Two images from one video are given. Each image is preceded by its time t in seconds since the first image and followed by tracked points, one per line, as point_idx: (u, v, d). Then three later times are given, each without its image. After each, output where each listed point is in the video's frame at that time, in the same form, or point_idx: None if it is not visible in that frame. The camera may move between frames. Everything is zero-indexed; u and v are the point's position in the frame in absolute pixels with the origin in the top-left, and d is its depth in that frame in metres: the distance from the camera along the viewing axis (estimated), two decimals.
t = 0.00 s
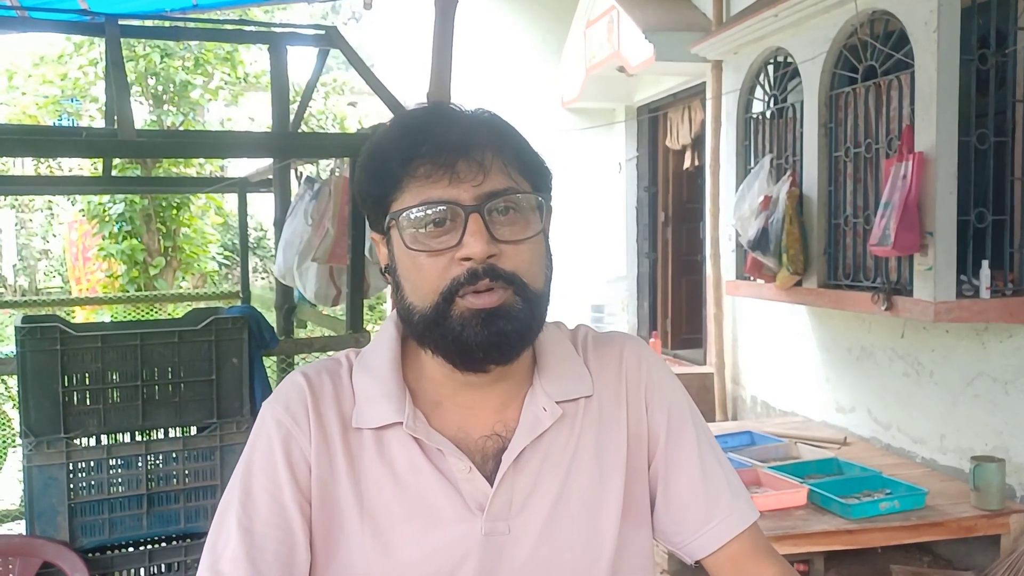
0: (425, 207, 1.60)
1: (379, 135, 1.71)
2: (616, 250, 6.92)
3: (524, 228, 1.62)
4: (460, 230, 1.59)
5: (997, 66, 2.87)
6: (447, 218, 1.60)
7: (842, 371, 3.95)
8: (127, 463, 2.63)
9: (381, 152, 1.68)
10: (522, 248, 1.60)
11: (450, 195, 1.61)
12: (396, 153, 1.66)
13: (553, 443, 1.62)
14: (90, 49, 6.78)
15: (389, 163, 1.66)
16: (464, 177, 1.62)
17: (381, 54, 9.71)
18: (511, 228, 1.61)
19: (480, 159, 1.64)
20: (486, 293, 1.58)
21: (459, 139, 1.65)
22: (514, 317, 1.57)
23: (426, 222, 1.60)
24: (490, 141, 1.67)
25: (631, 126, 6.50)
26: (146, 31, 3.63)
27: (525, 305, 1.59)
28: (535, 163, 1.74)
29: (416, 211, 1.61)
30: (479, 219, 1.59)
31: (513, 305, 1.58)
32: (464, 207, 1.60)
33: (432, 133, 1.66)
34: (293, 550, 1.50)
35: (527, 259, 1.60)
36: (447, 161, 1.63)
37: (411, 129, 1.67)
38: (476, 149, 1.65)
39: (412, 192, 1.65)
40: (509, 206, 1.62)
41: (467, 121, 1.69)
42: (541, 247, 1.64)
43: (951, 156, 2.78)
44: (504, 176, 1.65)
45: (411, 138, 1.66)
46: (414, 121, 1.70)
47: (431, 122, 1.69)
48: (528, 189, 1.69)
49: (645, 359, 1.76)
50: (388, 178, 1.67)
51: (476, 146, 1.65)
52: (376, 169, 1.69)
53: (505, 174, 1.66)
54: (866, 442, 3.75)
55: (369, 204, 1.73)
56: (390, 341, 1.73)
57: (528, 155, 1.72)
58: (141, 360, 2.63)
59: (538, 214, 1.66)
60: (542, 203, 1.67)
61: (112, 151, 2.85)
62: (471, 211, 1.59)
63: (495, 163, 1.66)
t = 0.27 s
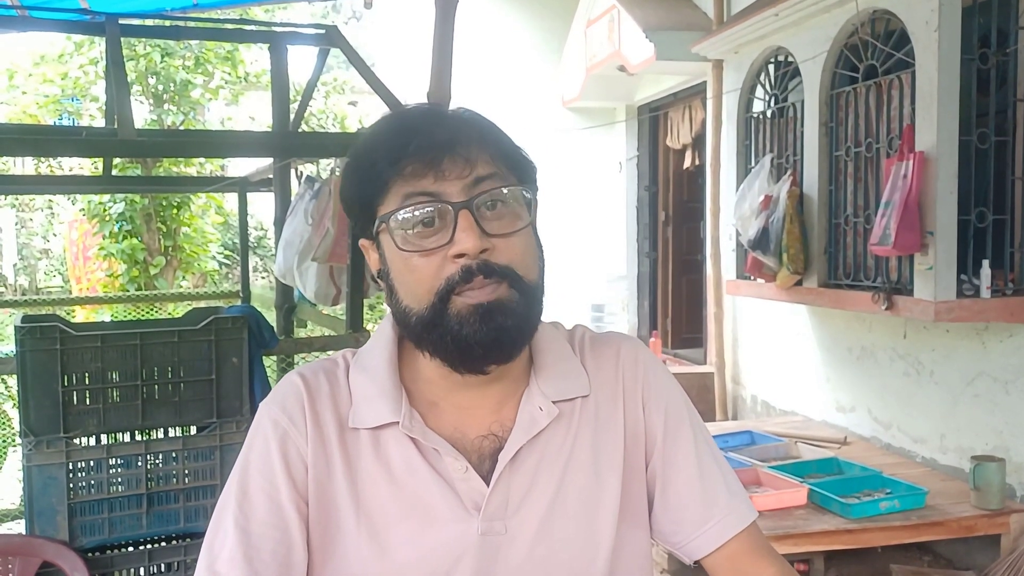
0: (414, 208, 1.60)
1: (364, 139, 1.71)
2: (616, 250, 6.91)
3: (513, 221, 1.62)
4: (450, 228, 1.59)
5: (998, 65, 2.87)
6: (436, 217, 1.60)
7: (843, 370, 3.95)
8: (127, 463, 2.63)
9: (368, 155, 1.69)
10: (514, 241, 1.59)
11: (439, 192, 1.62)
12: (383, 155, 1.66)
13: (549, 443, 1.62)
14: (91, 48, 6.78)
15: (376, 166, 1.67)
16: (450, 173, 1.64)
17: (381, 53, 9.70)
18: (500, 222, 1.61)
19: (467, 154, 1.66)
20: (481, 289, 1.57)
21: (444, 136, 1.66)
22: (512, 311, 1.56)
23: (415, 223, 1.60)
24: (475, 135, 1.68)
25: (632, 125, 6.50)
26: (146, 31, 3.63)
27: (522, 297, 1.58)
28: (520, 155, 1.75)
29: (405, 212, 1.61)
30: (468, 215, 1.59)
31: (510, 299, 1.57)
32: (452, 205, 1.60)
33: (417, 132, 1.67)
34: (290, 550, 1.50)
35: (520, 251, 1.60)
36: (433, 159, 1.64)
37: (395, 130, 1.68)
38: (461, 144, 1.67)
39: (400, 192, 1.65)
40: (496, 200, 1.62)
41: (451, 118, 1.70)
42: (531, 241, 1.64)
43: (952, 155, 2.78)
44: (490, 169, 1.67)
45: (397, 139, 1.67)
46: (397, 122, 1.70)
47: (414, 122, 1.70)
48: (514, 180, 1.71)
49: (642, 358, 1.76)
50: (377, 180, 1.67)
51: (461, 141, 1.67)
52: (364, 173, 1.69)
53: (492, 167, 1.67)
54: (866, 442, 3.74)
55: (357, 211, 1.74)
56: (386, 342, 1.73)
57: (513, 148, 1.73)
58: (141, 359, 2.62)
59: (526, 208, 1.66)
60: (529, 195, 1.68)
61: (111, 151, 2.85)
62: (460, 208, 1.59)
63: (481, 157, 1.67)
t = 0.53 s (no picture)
0: (394, 216, 1.61)
1: (338, 149, 1.71)
2: (616, 250, 6.91)
3: (494, 220, 1.61)
4: (430, 233, 1.59)
5: (998, 65, 2.86)
6: (417, 223, 1.60)
7: (842, 370, 3.95)
8: (126, 463, 2.63)
9: (342, 166, 1.68)
10: (496, 240, 1.59)
11: (415, 198, 1.62)
12: (356, 165, 1.66)
13: (545, 443, 1.62)
14: (90, 48, 6.78)
15: (351, 176, 1.67)
16: (426, 177, 1.63)
17: (381, 53, 9.70)
18: (481, 222, 1.60)
19: (439, 158, 1.65)
20: (467, 291, 1.57)
21: (415, 141, 1.65)
22: (499, 310, 1.56)
23: (397, 231, 1.60)
24: (447, 137, 1.67)
25: (631, 125, 6.50)
26: (146, 31, 3.63)
27: (509, 295, 1.58)
28: (497, 151, 1.74)
29: (386, 220, 1.61)
30: (448, 218, 1.59)
31: (497, 298, 1.57)
32: (431, 209, 1.60)
33: (388, 137, 1.66)
34: (287, 552, 1.51)
35: (502, 249, 1.60)
36: (406, 165, 1.64)
37: (367, 137, 1.67)
38: (434, 148, 1.66)
39: (377, 202, 1.66)
40: (476, 201, 1.61)
41: (423, 121, 1.69)
42: (514, 237, 1.64)
43: (952, 154, 2.78)
44: (465, 170, 1.66)
45: (368, 147, 1.66)
46: (368, 128, 1.69)
47: (385, 127, 1.68)
48: (491, 178, 1.70)
49: (639, 358, 1.76)
50: (354, 191, 1.68)
51: (433, 145, 1.66)
52: (340, 182, 1.69)
53: (467, 168, 1.66)
54: (866, 442, 3.74)
55: (337, 222, 1.74)
56: (382, 343, 1.74)
57: (491, 148, 1.72)
58: (141, 359, 2.62)
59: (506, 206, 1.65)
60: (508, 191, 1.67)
61: (111, 151, 2.85)
62: (439, 212, 1.59)
63: (454, 160, 1.66)
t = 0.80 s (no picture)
0: (383, 223, 1.60)
1: (326, 155, 1.71)
2: (616, 250, 6.91)
3: (484, 226, 1.61)
4: (420, 239, 1.59)
5: (998, 65, 2.87)
6: (407, 230, 1.60)
7: (843, 369, 3.94)
8: (127, 463, 2.63)
9: (330, 173, 1.68)
10: (486, 245, 1.59)
11: (404, 206, 1.62)
12: (344, 172, 1.66)
13: (543, 445, 1.62)
14: (91, 47, 6.78)
15: (339, 183, 1.67)
16: (413, 184, 1.63)
17: (381, 52, 9.70)
18: (472, 229, 1.60)
19: (426, 164, 1.65)
20: (455, 297, 1.57)
21: (402, 147, 1.65)
22: (490, 316, 1.57)
23: (387, 237, 1.60)
24: (435, 142, 1.67)
25: (632, 125, 6.50)
26: (146, 30, 3.63)
27: (500, 302, 1.58)
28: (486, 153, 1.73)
29: (375, 227, 1.61)
30: (437, 224, 1.59)
31: (487, 305, 1.58)
32: (420, 216, 1.59)
33: (375, 144, 1.66)
34: (286, 553, 1.51)
35: (492, 254, 1.60)
36: (394, 172, 1.64)
37: (353, 143, 1.67)
38: (420, 153, 1.65)
39: (365, 210, 1.65)
40: (465, 208, 1.61)
41: (410, 125, 1.69)
42: (505, 241, 1.63)
43: (952, 154, 2.78)
44: (453, 175, 1.65)
45: (356, 154, 1.66)
46: (354, 134, 1.68)
47: (371, 132, 1.68)
48: (480, 182, 1.69)
49: (637, 358, 1.76)
50: (342, 198, 1.68)
51: (420, 151, 1.65)
52: (329, 190, 1.69)
53: (455, 174, 1.66)
54: (866, 441, 3.74)
55: (329, 225, 1.74)
56: (379, 345, 1.73)
57: (480, 150, 1.71)
58: (141, 359, 2.62)
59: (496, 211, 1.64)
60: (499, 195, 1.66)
61: (111, 151, 2.85)
62: (428, 219, 1.59)
63: (441, 165, 1.66)
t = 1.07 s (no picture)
0: (391, 210, 1.60)
1: (341, 143, 1.72)
2: (616, 249, 6.91)
3: (490, 223, 1.61)
4: (425, 229, 1.59)
5: (996, 61, 2.87)
6: (414, 219, 1.60)
7: (843, 367, 3.94)
8: (127, 465, 2.63)
9: (343, 159, 1.69)
10: (490, 242, 1.59)
11: (413, 194, 1.62)
12: (357, 157, 1.67)
13: (542, 444, 1.62)
14: (89, 50, 6.78)
15: (352, 167, 1.67)
16: (425, 174, 1.64)
17: (379, 52, 9.70)
18: (478, 224, 1.60)
19: (440, 156, 1.66)
20: (454, 290, 1.57)
21: (418, 138, 1.66)
22: (485, 312, 1.56)
23: (393, 224, 1.60)
24: (450, 137, 1.68)
25: (630, 124, 6.50)
26: (144, 32, 3.62)
27: (496, 299, 1.58)
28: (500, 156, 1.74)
29: (383, 213, 1.61)
30: (444, 216, 1.59)
31: (483, 301, 1.57)
32: (428, 206, 1.59)
33: (391, 133, 1.67)
34: (287, 554, 1.51)
35: (494, 252, 1.59)
36: (408, 160, 1.65)
37: (369, 132, 1.68)
38: (435, 145, 1.66)
39: (376, 195, 1.66)
40: (474, 203, 1.61)
41: (427, 120, 1.70)
42: (510, 241, 1.63)
43: (951, 151, 2.78)
44: (465, 171, 1.66)
45: (371, 141, 1.67)
46: (371, 124, 1.70)
47: (388, 123, 1.70)
48: (492, 182, 1.69)
49: (636, 357, 1.76)
50: (354, 182, 1.68)
51: (435, 142, 1.67)
52: (341, 176, 1.70)
53: (467, 169, 1.67)
54: (867, 439, 3.75)
55: (339, 211, 1.74)
56: (378, 346, 1.74)
57: (495, 153, 1.72)
58: (141, 361, 2.62)
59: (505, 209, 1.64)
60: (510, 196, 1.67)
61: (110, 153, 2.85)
62: (435, 209, 1.59)
63: (455, 159, 1.67)
